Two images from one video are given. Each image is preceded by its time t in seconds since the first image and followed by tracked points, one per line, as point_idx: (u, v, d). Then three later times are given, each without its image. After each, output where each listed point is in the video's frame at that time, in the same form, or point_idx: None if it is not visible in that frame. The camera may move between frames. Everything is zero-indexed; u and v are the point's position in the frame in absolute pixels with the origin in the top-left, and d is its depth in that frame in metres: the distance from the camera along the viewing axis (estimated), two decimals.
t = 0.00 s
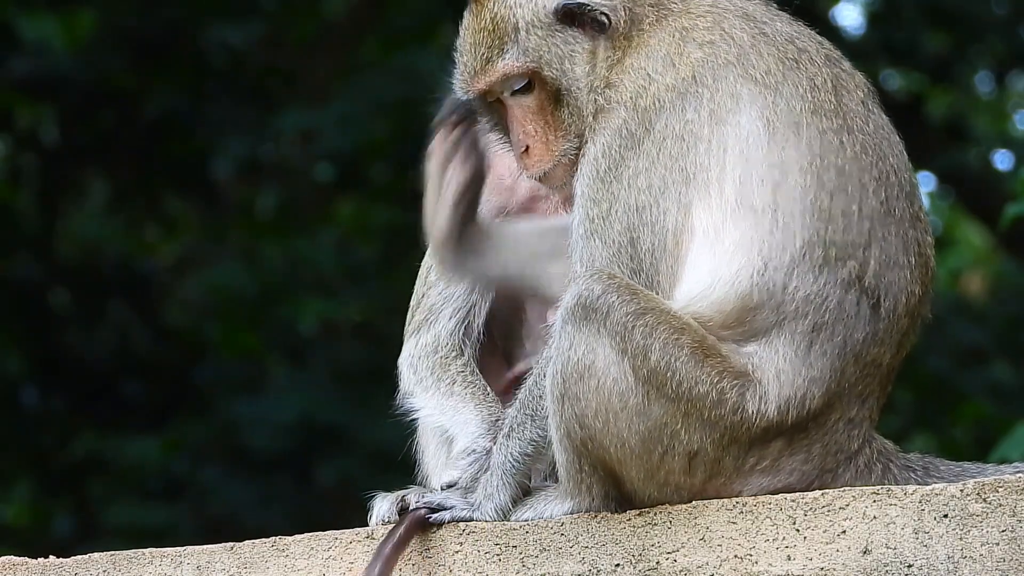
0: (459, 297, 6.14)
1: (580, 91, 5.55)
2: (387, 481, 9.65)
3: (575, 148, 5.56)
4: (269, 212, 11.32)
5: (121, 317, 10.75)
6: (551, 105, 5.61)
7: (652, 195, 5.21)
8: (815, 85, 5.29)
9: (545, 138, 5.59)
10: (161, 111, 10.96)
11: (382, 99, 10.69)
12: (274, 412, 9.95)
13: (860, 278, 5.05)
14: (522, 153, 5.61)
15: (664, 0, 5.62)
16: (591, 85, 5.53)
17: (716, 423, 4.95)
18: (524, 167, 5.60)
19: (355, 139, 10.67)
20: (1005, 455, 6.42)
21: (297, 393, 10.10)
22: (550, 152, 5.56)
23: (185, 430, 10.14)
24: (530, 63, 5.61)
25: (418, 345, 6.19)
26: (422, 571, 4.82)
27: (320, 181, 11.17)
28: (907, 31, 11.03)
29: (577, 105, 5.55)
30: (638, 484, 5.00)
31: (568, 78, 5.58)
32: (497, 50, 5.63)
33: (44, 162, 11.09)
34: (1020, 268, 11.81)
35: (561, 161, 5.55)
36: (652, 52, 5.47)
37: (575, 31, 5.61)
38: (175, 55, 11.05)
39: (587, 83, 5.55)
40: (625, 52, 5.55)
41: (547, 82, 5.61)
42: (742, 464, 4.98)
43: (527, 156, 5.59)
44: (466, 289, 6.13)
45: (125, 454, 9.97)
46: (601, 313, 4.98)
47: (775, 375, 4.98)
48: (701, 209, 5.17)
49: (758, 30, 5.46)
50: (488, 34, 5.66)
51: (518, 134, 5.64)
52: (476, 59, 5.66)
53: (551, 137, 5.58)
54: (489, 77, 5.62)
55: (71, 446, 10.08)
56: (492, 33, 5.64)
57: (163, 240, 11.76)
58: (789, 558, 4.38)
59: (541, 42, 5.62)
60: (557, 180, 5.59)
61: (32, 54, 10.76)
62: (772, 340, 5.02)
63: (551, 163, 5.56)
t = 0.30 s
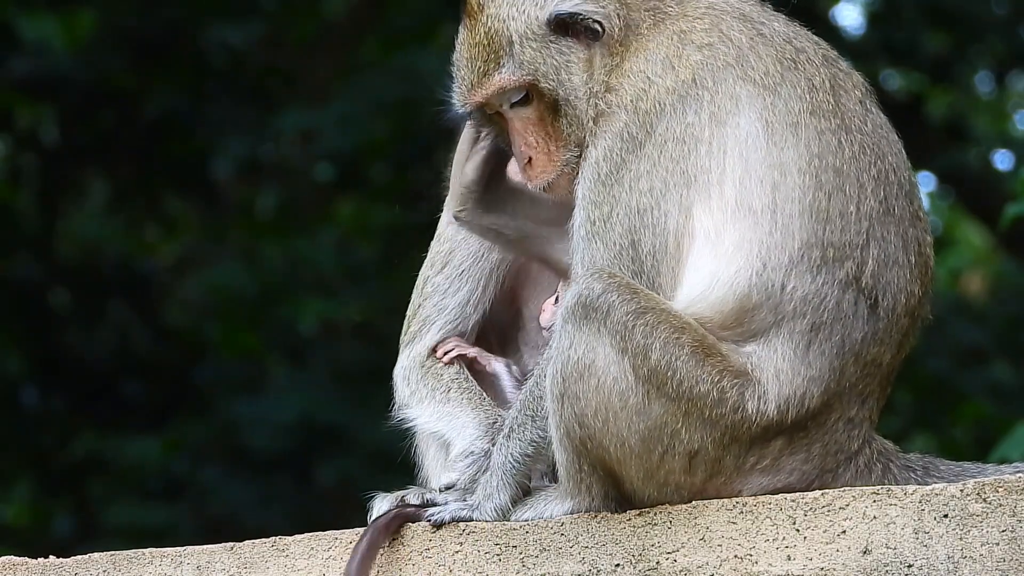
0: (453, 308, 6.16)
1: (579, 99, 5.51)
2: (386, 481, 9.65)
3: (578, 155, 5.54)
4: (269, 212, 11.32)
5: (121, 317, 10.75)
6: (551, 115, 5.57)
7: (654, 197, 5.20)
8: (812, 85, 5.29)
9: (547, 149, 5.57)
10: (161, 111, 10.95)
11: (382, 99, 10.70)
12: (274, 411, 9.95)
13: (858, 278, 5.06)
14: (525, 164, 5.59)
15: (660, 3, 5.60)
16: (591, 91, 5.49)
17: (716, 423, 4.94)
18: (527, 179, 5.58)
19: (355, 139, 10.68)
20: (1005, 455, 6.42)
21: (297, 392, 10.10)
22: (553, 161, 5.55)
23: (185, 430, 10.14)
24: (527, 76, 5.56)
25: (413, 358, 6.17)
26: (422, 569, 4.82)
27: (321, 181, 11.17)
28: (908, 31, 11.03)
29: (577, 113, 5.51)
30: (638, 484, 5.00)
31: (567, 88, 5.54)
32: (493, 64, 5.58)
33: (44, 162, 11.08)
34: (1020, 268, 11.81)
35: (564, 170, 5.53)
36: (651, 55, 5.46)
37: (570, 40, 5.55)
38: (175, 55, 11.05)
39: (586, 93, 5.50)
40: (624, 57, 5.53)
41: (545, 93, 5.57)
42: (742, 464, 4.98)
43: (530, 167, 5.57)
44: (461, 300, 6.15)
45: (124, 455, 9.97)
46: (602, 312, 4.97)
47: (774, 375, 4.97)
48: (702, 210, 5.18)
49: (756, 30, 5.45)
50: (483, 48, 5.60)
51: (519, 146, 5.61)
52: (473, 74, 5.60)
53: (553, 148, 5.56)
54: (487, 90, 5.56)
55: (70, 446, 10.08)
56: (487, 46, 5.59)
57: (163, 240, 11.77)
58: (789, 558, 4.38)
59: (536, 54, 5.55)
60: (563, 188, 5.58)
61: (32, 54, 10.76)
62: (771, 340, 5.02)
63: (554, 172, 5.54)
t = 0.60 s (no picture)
0: (457, 310, 6.15)
1: (581, 105, 5.52)
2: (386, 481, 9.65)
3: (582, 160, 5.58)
4: (269, 212, 11.32)
5: (121, 317, 10.75)
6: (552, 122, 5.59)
7: (655, 198, 5.20)
8: (812, 83, 5.29)
9: (549, 155, 5.60)
10: (161, 111, 10.93)
11: (382, 99, 10.70)
12: (274, 411, 9.94)
13: (860, 276, 5.05)
14: (529, 169, 5.64)
15: (659, 4, 5.59)
16: (593, 95, 5.50)
17: (717, 422, 4.94)
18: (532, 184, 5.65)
19: (355, 139, 10.68)
20: (1005, 455, 6.42)
21: (297, 392, 10.09)
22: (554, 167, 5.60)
23: (185, 430, 10.14)
24: (529, 84, 5.58)
25: (416, 360, 6.17)
26: (422, 568, 4.82)
27: (320, 181, 11.17)
28: (908, 31, 11.03)
29: (578, 119, 5.52)
30: (639, 484, 5.00)
31: (568, 94, 5.55)
32: (495, 72, 5.60)
33: (44, 162, 11.08)
34: (1019, 268, 11.82)
35: (567, 176, 5.59)
36: (652, 55, 5.45)
37: (571, 46, 5.55)
38: (175, 55, 11.04)
39: (588, 100, 5.51)
40: (625, 58, 5.52)
41: (547, 101, 5.58)
42: (743, 464, 4.98)
43: (534, 174, 5.63)
44: (465, 302, 6.14)
45: (124, 455, 9.97)
46: (603, 312, 4.98)
47: (778, 374, 4.97)
48: (704, 209, 5.16)
49: (756, 29, 5.45)
50: (484, 56, 5.63)
51: (522, 152, 5.65)
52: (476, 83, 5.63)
53: (555, 154, 5.60)
54: (489, 97, 5.60)
55: (70, 446, 10.08)
56: (488, 55, 5.61)
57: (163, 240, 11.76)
58: (789, 558, 4.38)
59: (537, 62, 5.56)
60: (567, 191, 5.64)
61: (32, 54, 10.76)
62: (774, 338, 5.01)
63: (557, 177, 5.60)
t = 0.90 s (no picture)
0: (458, 311, 6.16)
1: (575, 107, 5.52)
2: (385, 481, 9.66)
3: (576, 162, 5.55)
4: (269, 212, 11.33)
5: (121, 317, 10.75)
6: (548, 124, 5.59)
7: (651, 197, 5.19)
8: (811, 84, 5.29)
9: (544, 156, 5.58)
10: (161, 111, 10.93)
11: (382, 99, 10.70)
12: (274, 411, 9.94)
13: (857, 277, 5.05)
14: (524, 171, 5.61)
15: (657, 3, 5.58)
16: (587, 96, 5.50)
17: (715, 423, 4.94)
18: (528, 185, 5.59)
19: (355, 139, 10.68)
20: (1005, 455, 6.42)
21: (297, 391, 10.10)
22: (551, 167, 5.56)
23: (185, 430, 10.14)
24: (523, 86, 5.57)
25: (416, 360, 6.16)
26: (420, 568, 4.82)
27: (320, 181, 11.17)
28: (908, 30, 11.03)
29: (572, 121, 5.52)
30: (638, 483, 5.00)
31: (562, 97, 5.55)
32: (489, 74, 5.60)
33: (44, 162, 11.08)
34: (1019, 268, 11.82)
35: (563, 177, 5.55)
36: (649, 55, 5.45)
37: (565, 48, 5.55)
38: (174, 55, 11.04)
39: (581, 102, 5.50)
40: (621, 59, 5.51)
41: (541, 103, 5.58)
42: (742, 464, 4.98)
43: (529, 174, 5.59)
44: (465, 303, 6.15)
45: (125, 454, 9.97)
46: (602, 312, 4.97)
47: (775, 375, 4.97)
48: (700, 209, 5.17)
49: (755, 30, 5.44)
50: (479, 57, 5.63)
51: (518, 154, 5.63)
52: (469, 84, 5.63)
53: (550, 155, 5.58)
54: (482, 98, 5.59)
55: (70, 446, 10.08)
56: (483, 56, 5.62)
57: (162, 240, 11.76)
58: (789, 558, 4.37)
59: (531, 65, 5.56)
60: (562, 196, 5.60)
61: (32, 54, 10.77)
62: (770, 339, 5.01)
63: (553, 179, 5.56)
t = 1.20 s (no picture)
0: (457, 311, 6.15)
1: (580, 110, 5.51)
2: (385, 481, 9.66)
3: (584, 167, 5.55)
4: (269, 212, 11.33)
5: (121, 317, 10.75)
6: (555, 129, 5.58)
7: (655, 197, 5.17)
8: (812, 82, 5.29)
9: (552, 160, 5.57)
10: (161, 111, 10.93)
11: (382, 99, 10.70)
12: (274, 412, 9.94)
13: (860, 275, 5.05)
14: (532, 175, 5.61)
15: (659, 3, 5.59)
16: (592, 98, 5.49)
17: (715, 423, 4.94)
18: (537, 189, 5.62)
19: (355, 139, 10.68)
20: (1005, 455, 6.42)
21: (297, 391, 10.10)
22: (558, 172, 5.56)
23: (185, 430, 10.14)
24: (527, 91, 5.58)
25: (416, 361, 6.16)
26: (421, 568, 4.82)
27: (320, 181, 11.17)
28: (908, 30, 11.03)
29: (578, 124, 5.52)
30: (639, 483, 5.00)
31: (567, 101, 5.54)
32: (494, 79, 5.60)
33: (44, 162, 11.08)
34: (1019, 268, 11.81)
35: (570, 181, 5.55)
36: (651, 56, 5.44)
37: (569, 52, 5.55)
38: (175, 55, 11.04)
39: (587, 105, 5.50)
40: (625, 60, 5.51)
41: (547, 108, 5.58)
42: (741, 464, 4.98)
43: (538, 179, 5.59)
44: (465, 302, 6.14)
45: (124, 454, 9.97)
46: (602, 311, 4.97)
47: (776, 374, 4.97)
48: (703, 209, 5.16)
49: (756, 28, 5.44)
50: (484, 62, 5.64)
51: (525, 158, 5.62)
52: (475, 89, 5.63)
53: (558, 159, 5.57)
54: (488, 102, 5.59)
55: (70, 446, 10.08)
56: (487, 61, 5.62)
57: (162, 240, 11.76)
58: (789, 558, 4.37)
59: (535, 69, 5.57)
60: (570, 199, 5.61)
61: (32, 54, 10.77)
62: (773, 338, 5.01)
63: (560, 183, 5.56)
